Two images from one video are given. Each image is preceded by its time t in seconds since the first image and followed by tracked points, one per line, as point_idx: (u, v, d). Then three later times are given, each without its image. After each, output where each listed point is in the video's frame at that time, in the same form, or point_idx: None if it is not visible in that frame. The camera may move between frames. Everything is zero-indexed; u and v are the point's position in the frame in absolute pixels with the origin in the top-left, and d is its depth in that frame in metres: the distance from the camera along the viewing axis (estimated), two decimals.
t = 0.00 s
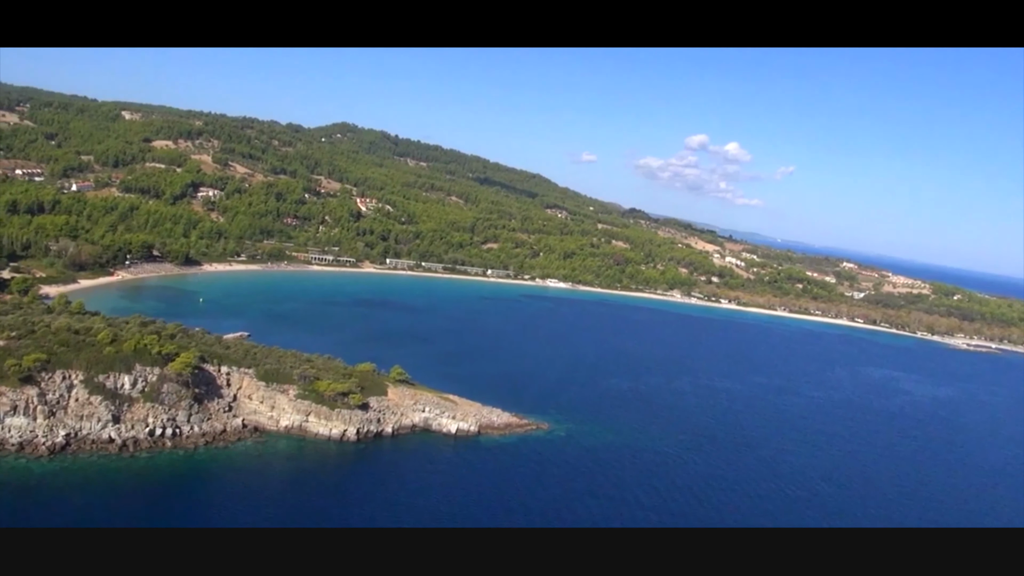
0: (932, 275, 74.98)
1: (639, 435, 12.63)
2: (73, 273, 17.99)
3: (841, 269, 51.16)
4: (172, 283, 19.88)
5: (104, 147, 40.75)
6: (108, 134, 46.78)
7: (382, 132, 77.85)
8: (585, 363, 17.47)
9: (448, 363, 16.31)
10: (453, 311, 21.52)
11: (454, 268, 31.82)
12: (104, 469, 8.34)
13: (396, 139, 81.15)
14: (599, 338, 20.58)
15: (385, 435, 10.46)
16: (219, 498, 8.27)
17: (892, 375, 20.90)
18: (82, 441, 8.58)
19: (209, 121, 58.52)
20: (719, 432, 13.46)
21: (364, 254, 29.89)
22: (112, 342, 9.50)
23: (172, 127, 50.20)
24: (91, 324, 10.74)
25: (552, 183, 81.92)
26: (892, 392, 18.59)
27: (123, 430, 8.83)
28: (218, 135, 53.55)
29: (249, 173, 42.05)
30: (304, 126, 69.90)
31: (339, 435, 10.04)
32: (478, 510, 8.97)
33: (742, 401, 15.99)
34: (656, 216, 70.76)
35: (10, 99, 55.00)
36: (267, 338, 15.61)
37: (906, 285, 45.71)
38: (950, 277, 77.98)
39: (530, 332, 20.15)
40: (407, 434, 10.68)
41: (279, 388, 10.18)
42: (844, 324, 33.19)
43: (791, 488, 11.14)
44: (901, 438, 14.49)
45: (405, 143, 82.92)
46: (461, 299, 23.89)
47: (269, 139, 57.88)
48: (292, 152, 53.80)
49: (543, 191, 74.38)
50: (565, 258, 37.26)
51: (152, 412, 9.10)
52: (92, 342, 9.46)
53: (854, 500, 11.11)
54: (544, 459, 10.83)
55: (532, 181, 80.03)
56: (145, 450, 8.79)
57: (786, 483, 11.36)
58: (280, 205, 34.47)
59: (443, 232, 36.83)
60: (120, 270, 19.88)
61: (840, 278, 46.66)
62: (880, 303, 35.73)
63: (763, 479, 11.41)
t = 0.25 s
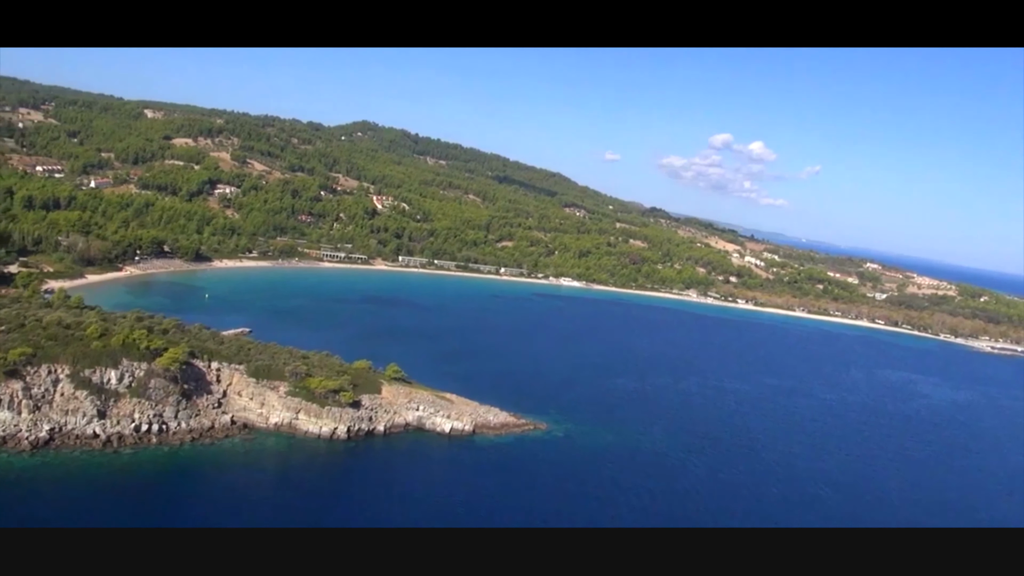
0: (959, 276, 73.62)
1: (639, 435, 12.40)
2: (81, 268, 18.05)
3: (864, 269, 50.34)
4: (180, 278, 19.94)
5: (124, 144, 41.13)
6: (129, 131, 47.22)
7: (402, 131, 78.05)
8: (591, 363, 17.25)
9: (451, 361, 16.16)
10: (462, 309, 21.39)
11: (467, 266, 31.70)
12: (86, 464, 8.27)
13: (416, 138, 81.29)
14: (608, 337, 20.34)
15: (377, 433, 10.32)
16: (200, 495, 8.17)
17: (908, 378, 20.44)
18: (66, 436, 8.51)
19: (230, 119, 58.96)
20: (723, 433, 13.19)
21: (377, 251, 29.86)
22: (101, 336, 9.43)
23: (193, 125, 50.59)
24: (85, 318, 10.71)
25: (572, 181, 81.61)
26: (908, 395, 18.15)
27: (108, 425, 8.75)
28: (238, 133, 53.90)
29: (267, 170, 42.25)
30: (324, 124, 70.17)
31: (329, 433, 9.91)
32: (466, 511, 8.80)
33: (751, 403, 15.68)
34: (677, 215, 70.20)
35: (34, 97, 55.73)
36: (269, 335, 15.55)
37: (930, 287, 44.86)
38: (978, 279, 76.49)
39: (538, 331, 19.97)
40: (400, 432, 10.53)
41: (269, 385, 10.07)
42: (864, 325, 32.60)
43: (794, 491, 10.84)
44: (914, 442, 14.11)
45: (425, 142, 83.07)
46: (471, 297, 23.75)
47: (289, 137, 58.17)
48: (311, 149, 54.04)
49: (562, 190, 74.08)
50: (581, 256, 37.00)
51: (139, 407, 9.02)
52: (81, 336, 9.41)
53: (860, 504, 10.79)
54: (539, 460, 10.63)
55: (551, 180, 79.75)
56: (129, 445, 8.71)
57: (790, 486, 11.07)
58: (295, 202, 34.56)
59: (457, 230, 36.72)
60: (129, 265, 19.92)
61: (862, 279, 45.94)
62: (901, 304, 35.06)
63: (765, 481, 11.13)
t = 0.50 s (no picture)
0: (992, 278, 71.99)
1: (645, 436, 12.14)
2: (95, 263, 18.12)
3: (891, 270, 49.42)
4: (193, 274, 19.99)
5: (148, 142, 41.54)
6: (154, 129, 47.72)
7: (425, 129, 78.23)
8: (601, 363, 17.02)
9: (458, 360, 16.03)
10: (474, 308, 21.27)
11: (485, 264, 31.56)
12: (74, 459, 8.21)
13: (439, 136, 81.42)
14: (621, 338, 20.08)
15: (373, 431, 10.18)
16: (188, 492, 8.09)
17: (931, 382, 19.92)
18: (56, 430, 8.47)
19: (254, 117, 59.41)
20: (732, 435, 12.89)
21: (394, 249, 29.83)
22: (95, 331, 9.38)
23: (217, 123, 51.01)
24: (85, 312, 10.69)
25: (596, 180, 81.21)
26: (929, 399, 17.67)
27: (98, 420, 8.69)
28: (262, 131, 54.26)
29: (288, 168, 42.45)
30: (348, 123, 70.48)
31: (324, 431, 9.79)
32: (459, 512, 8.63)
33: (763, 405, 15.35)
34: (701, 215, 69.52)
35: (64, 96, 56.61)
36: (276, 332, 15.52)
37: (961, 288, 43.89)
38: (1012, 280, 74.78)
39: (549, 331, 19.76)
40: (397, 431, 10.38)
41: (264, 381, 9.97)
42: (889, 327, 31.94)
43: (801, 496, 10.54)
44: (931, 448, 13.70)
45: (448, 140, 83.18)
46: (484, 295, 23.60)
47: (312, 136, 58.49)
48: (334, 148, 54.26)
49: (586, 189, 73.70)
50: (601, 256, 36.68)
51: (130, 403, 8.96)
52: (75, 330, 9.37)
53: (870, 509, 10.45)
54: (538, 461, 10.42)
55: (575, 179, 79.37)
56: (119, 441, 8.64)
57: (798, 490, 10.76)
58: (314, 199, 34.65)
59: (477, 229, 36.59)
60: (143, 261, 19.99)
61: (889, 279, 45.07)
62: (929, 306, 34.31)
63: (773, 484, 10.83)
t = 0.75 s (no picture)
0: None
1: (652, 436, 11.85)
2: (112, 258, 18.23)
3: (926, 270, 48.24)
4: (210, 269, 20.07)
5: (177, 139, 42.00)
6: (183, 126, 48.23)
7: (453, 127, 78.26)
8: (614, 361, 16.73)
9: (468, 357, 15.83)
10: (490, 305, 21.06)
11: (506, 261, 31.37)
12: (63, 454, 8.15)
13: (467, 134, 81.41)
14: (638, 336, 19.75)
15: (370, 429, 10.02)
16: (174, 490, 7.99)
17: (959, 384, 19.29)
18: (47, 424, 8.43)
19: (283, 114, 59.86)
20: (743, 435, 12.54)
21: (414, 245, 29.77)
22: (90, 324, 9.33)
23: (245, 120, 51.43)
24: (86, 306, 10.68)
25: (624, 178, 80.59)
26: (955, 402, 17.09)
27: (90, 415, 8.63)
28: (290, 128, 54.62)
29: (313, 164, 42.63)
30: (376, 120, 70.74)
31: (319, 428, 9.65)
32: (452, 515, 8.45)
33: (780, 406, 14.94)
34: (731, 213, 68.61)
35: (97, 94, 57.53)
36: (285, 328, 15.45)
37: (997, 289, 42.68)
38: None
39: (565, 328, 19.49)
40: (395, 429, 10.20)
41: (260, 377, 9.85)
42: (920, 328, 31.11)
43: (812, 500, 10.17)
44: (953, 452, 13.22)
45: (477, 138, 83.13)
46: (501, 292, 23.39)
47: (339, 133, 58.75)
48: (360, 145, 54.45)
49: (614, 186, 73.09)
50: (624, 253, 36.26)
51: (123, 398, 8.89)
52: (71, 323, 9.32)
53: (884, 514, 10.06)
54: (538, 463, 10.19)
55: (604, 176, 78.79)
56: (110, 436, 8.57)
57: (808, 494, 10.40)
58: (337, 195, 34.72)
59: (499, 226, 36.38)
60: (160, 256, 20.08)
61: (923, 279, 43.97)
62: (962, 306, 33.38)
63: (782, 487, 10.49)
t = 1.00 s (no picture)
0: None
1: (660, 436, 11.57)
2: (128, 253, 18.34)
3: (961, 268, 47.03)
4: (226, 265, 20.14)
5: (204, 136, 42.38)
6: (211, 123, 48.72)
7: (480, 124, 78.19)
8: (628, 360, 16.42)
9: (478, 354, 15.63)
10: (505, 301, 20.85)
11: (526, 258, 31.15)
12: (54, 449, 8.10)
13: (495, 131, 81.29)
14: (654, 334, 19.39)
15: (369, 426, 9.86)
16: (162, 487, 7.90)
17: (989, 386, 18.66)
18: (41, 418, 8.39)
19: (310, 112, 60.24)
20: (756, 436, 12.19)
21: (434, 241, 29.67)
22: (88, 318, 9.30)
23: (272, 117, 51.80)
24: (89, 300, 10.68)
25: (652, 174, 79.84)
26: (984, 405, 16.51)
27: (84, 409, 8.59)
28: (316, 126, 54.93)
29: (338, 161, 42.77)
30: (403, 117, 70.90)
31: (317, 425, 9.51)
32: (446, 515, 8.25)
33: (797, 406, 14.54)
34: (761, 209, 67.60)
35: (129, 92, 58.41)
36: (294, 324, 15.38)
37: None
38: None
39: (580, 326, 19.21)
40: (394, 427, 10.04)
41: (258, 373, 9.75)
42: (952, 328, 30.27)
43: (824, 503, 9.83)
44: (978, 457, 12.73)
45: (504, 135, 82.97)
46: (518, 289, 23.17)
47: (366, 130, 58.97)
48: (386, 142, 54.55)
49: (642, 183, 72.45)
50: (647, 251, 35.85)
51: (118, 392, 8.83)
52: (69, 317, 9.31)
53: (899, 518, 9.70)
54: (540, 463, 9.95)
55: (632, 173, 78.15)
56: (103, 431, 8.51)
57: (821, 496, 10.06)
58: (359, 192, 34.76)
59: (521, 222, 36.16)
60: (176, 251, 20.17)
61: (958, 278, 42.88)
62: (997, 306, 32.43)
63: (793, 489, 10.15)
